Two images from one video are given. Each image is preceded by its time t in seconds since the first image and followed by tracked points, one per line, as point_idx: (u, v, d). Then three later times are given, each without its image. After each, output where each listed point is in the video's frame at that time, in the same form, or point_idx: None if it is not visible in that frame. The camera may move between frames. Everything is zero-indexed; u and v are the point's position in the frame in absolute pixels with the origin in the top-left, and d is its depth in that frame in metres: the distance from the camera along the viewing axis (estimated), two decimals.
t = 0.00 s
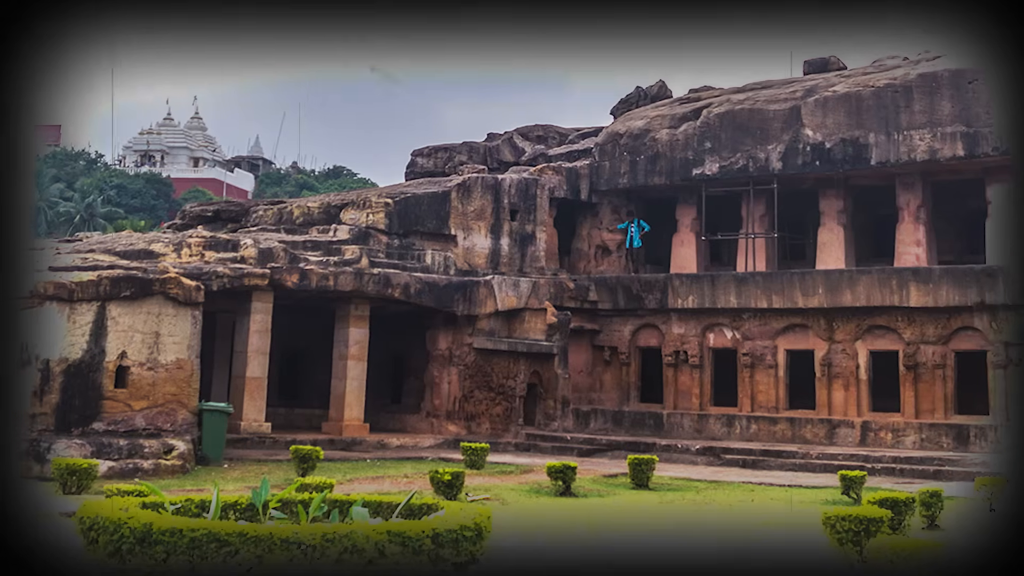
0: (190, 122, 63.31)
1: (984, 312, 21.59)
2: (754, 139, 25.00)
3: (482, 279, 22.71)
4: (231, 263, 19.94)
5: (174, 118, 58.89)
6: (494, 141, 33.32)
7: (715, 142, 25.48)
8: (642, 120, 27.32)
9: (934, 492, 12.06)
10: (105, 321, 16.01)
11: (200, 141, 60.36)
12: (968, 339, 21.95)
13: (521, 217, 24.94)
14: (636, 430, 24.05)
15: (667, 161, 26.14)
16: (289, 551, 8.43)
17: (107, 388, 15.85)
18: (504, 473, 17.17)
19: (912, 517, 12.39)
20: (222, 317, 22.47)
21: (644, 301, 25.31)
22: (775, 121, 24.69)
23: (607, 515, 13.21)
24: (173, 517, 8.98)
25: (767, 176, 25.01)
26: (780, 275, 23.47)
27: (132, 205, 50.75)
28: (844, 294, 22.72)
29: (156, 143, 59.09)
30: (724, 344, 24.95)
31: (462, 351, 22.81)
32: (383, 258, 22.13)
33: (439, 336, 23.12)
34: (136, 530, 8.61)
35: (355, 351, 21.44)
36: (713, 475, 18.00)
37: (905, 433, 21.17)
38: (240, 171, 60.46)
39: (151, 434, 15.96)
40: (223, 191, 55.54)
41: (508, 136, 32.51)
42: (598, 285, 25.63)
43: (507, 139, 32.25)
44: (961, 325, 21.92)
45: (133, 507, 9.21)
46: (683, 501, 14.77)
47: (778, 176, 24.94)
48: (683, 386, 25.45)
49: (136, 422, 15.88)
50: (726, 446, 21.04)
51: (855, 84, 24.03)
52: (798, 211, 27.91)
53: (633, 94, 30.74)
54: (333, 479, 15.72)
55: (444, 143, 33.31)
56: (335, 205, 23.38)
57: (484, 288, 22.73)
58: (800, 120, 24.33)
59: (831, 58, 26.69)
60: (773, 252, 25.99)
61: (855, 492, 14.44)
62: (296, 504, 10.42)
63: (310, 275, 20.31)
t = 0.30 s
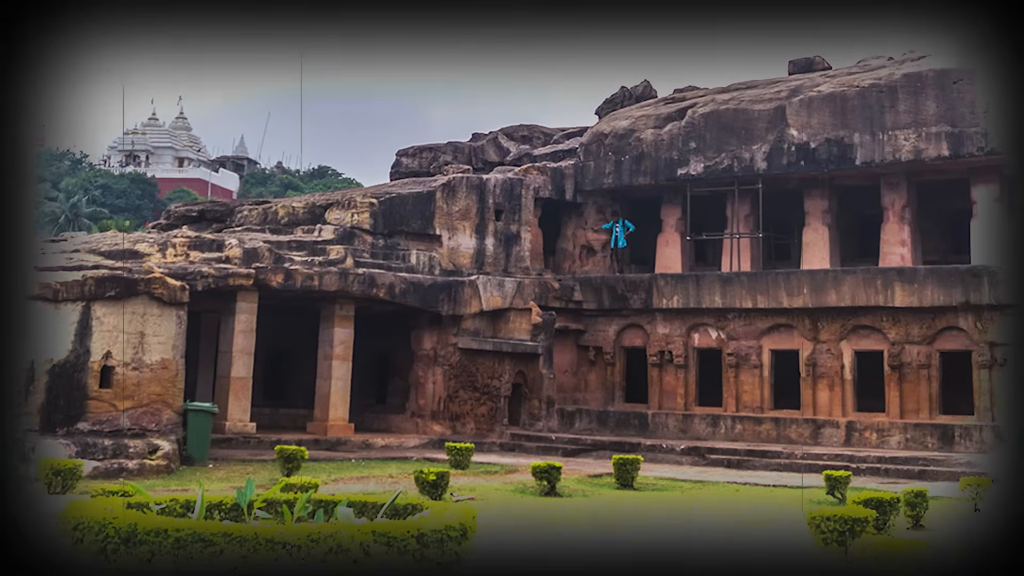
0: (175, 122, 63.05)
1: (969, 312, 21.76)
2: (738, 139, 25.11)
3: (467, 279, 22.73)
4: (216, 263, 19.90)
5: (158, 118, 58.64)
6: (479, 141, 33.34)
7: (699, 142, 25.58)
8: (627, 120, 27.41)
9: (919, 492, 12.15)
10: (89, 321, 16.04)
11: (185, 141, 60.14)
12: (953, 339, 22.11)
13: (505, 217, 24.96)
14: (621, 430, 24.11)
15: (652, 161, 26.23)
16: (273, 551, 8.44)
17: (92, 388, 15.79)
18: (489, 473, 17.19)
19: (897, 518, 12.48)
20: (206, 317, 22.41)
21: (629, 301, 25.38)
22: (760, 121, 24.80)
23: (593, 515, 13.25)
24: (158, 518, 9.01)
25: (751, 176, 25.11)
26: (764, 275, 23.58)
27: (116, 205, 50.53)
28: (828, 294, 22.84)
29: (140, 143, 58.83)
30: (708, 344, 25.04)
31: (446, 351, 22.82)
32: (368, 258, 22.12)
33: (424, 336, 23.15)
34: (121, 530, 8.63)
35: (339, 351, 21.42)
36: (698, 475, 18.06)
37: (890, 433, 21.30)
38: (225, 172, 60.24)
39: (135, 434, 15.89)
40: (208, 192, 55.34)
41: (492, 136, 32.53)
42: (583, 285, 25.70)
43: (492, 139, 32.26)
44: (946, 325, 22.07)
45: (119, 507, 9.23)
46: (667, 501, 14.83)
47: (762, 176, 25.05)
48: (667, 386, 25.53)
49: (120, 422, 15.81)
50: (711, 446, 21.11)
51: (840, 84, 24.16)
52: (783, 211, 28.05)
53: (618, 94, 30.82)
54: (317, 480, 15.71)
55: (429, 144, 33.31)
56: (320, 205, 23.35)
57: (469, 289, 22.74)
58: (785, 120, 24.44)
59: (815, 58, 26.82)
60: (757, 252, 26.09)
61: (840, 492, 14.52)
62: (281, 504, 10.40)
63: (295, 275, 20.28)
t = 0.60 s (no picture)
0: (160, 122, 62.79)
1: (954, 312, 21.91)
2: (723, 139, 25.21)
3: (451, 279, 22.76)
4: (200, 263, 19.86)
5: (143, 118, 58.41)
6: (463, 141, 33.36)
7: (684, 142, 25.68)
8: (612, 121, 27.47)
9: (903, 492, 12.25)
10: (74, 321, 15.92)
11: (170, 141, 59.93)
12: (938, 339, 22.28)
13: (490, 217, 24.98)
14: (606, 430, 24.18)
15: (637, 162, 26.31)
16: (258, 551, 8.45)
17: (76, 388, 15.72)
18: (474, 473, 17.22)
19: (882, 518, 12.57)
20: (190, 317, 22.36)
21: (614, 301, 25.45)
22: (745, 121, 24.91)
23: (577, 516, 13.30)
24: (143, 518, 9.02)
25: (736, 176, 25.21)
26: (748, 275, 23.68)
27: (101, 205, 50.36)
28: (813, 294, 22.97)
29: (125, 143, 58.60)
30: (693, 344, 25.13)
31: (431, 351, 22.83)
32: (352, 258, 22.10)
33: (409, 336, 23.15)
34: (105, 531, 8.64)
35: (324, 352, 21.40)
36: (683, 475, 18.14)
37: (875, 433, 21.44)
38: (210, 172, 60.06)
39: (121, 434, 15.88)
40: (193, 192, 55.15)
41: (477, 136, 32.56)
42: (568, 285, 25.75)
43: (476, 139, 32.29)
44: (931, 325, 22.23)
45: (104, 506, 9.23)
46: (652, 501, 14.89)
47: (747, 177, 25.15)
48: (652, 386, 25.61)
49: (105, 422, 15.78)
50: (695, 446, 21.20)
51: (825, 84, 24.29)
52: (768, 211, 28.20)
53: (603, 94, 30.90)
54: (302, 479, 15.70)
55: (414, 143, 33.31)
56: (304, 205, 23.33)
57: (454, 289, 22.77)
58: (770, 120, 24.57)
59: (800, 58, 26.93)
60: (742, 252, 26.20)
61: (825, 492, 14.61)
62: (266, 504, 10.40)
63: (280, 275, 20.24)
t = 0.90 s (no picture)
0: (144, 122, 62.52)
1: (939, 312, 22.06)
2: (708, 139, 25.32)
3: (436, 279, 22.75)
4: (185, 263, 19.82)
5: (128, 117, 58.16)
6: (448, 141, 33.36)
7: (669, 142, 25.77)
8: (597, 120, 27.53)
9: (888, 492, 12.34)
10: (59, 321, 15.96)
11: (154, 141, 59.71)
12: (923, 339, 22.45)
13: (475, 217, 25.00)
14: (591, 429, 24.24)
15: (622, 161, 26.38)
16: (243, 551, 8.46)
17: (62, 388, 15.69)
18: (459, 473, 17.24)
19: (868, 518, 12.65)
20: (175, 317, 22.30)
21: (599, 301, 25.51)
22: (730, 121, 25.01)
23: (562, 515, 13.36)
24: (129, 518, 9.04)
25: (721, 176, 25.31)
26: (733, 275, 23.77)
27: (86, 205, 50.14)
28: (798, 294, 23.09)
29: (110, 143, 58.34)
30: (678, 344, 25.22)
31: (416, 351, 22.83)
32: (337, 258, 22.08)
33: (394, 336, 23.15)
34: (91, 530, 8.65)
35: (309, 351, 21.37)
36: (668, 475, 18.21)
37: (860, 433, 21.57)
38: (195, 172, 59.84)
39: (105, 434, 15.77)
40: (178, 192, 54.95)
41: (462, 136, 32.57)
42: (553, 285, 25.80)
43: (461, 139, 32.31)
44: (915, 325, 22.38)
45: (89, 507, 9.24)
46: (637, 501, 14.95)
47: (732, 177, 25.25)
48: (637, 386, 25.70)
49: (90, 422, 15.70)
50: (680, 446, 21.28)
51: (810, 84, 24.41)
52: (753, 212, 28.33)
53: (588, 94, 30.97)
54: (287, 479, 15.68)
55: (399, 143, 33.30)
56: (289, 205, 23.29)
57: (438, 289, 22.78)
58: (755, 120, 24.66)
59: (785, 58, 27.05)
60: (726, 252, 26.29)
61: (810, 492, 14.70)
62: (250, 504, 10.39)
63: (265, 275, 20.21)
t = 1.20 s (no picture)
0: (128, 121, 62.21)
1: (924, 312, 22.22)
2: (693, 139, 25.42)
3: (421, 279, 22.74)
4: (170, 263, 19.78)
5: (112, 117, 57.86)
6: (433, 141, 33.36)
7: (654, 142, 25.86)
8: (582, 121, 27.60)
9: (873, 492, 12.42)
10: (43, 321, 15.89)
11: (139, 141, 59.44)
12: (908, 339, 22.61)
13: (460, 217, 25.01)
14: (576, 429, 24.30)
15: (607, 162, 26.45)
16: (228, 551, 8.48)
17: (46, 388, 15.60)
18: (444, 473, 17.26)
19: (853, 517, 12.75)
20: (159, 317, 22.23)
21: (584, 301, 25.57)
22: (715, 121, 25.12)
23: (546, 515, 13.42)
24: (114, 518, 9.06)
25: (706, 176, 25.41)
26: (717, 275, 23.87)
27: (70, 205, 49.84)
28: (783, 294, 23.20)
29: (93, 143, 58.03)
30: (663, 344, 25.30)
31: (401, 351, 22.82)
32: (322, 258, 22.05)
33: (378, 336, 23.14)
34: (76, 530, 8.66)
35: (294, 351, 21.34)
36: (652, 475, 18.28)
37: (845, 433, 21.71)
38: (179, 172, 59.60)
39: (90, 434, 15.73)
40: (163, 192, 54.70)
41: (447, 136, 32.57)
42: (538, 285, 25.84)
43: (446, 139, 32.31)
44: (900, 325, 22.54)
45: (75, 507, 9.25)
46: (622, 501, 15.02)
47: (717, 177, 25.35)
48: (622, 386, 25.78)
49: (75, 422, 15.64)
50: (665, 446, 21.36)
51: (794, 84, 24.54)
52: (738, 212, 28.45)
53: (573, 94, 31.04)
54: (272, 480, 15.66)
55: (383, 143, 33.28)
56: (274, 205, 23.27)
57: (423, 289, 22.77)
58: (739, 120, 24.77)
59: (769, 58, 27.18)
60: (711, 252, 26.38)
61: (795, 492, 14.79)
62: (235, 504, 10.39)
63: (250, 275, 20.17)
